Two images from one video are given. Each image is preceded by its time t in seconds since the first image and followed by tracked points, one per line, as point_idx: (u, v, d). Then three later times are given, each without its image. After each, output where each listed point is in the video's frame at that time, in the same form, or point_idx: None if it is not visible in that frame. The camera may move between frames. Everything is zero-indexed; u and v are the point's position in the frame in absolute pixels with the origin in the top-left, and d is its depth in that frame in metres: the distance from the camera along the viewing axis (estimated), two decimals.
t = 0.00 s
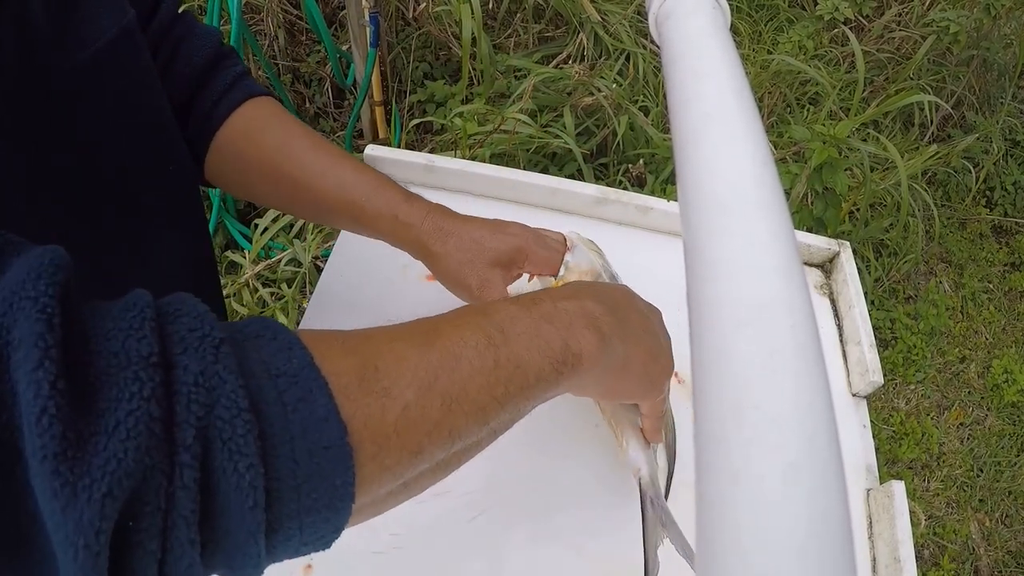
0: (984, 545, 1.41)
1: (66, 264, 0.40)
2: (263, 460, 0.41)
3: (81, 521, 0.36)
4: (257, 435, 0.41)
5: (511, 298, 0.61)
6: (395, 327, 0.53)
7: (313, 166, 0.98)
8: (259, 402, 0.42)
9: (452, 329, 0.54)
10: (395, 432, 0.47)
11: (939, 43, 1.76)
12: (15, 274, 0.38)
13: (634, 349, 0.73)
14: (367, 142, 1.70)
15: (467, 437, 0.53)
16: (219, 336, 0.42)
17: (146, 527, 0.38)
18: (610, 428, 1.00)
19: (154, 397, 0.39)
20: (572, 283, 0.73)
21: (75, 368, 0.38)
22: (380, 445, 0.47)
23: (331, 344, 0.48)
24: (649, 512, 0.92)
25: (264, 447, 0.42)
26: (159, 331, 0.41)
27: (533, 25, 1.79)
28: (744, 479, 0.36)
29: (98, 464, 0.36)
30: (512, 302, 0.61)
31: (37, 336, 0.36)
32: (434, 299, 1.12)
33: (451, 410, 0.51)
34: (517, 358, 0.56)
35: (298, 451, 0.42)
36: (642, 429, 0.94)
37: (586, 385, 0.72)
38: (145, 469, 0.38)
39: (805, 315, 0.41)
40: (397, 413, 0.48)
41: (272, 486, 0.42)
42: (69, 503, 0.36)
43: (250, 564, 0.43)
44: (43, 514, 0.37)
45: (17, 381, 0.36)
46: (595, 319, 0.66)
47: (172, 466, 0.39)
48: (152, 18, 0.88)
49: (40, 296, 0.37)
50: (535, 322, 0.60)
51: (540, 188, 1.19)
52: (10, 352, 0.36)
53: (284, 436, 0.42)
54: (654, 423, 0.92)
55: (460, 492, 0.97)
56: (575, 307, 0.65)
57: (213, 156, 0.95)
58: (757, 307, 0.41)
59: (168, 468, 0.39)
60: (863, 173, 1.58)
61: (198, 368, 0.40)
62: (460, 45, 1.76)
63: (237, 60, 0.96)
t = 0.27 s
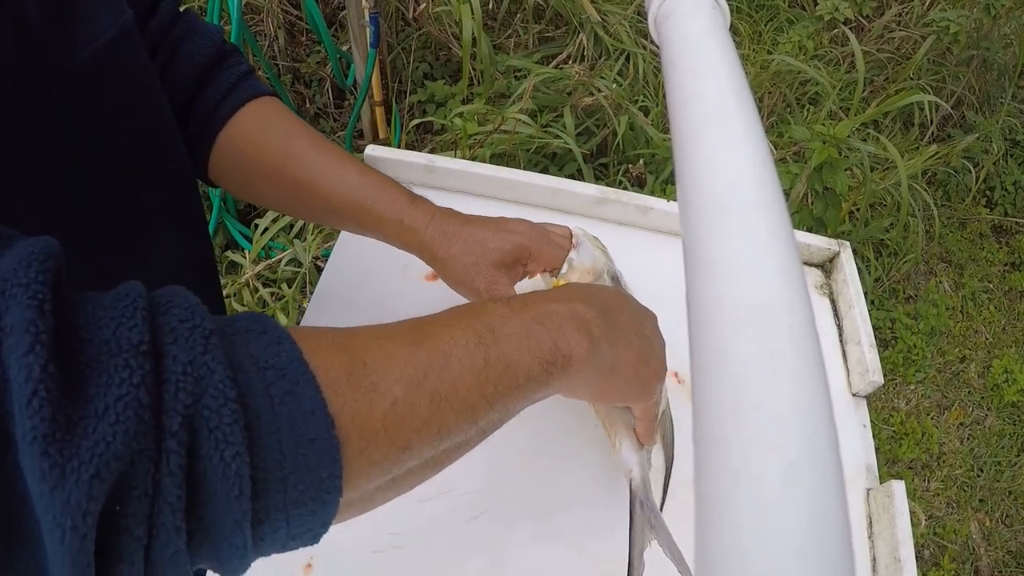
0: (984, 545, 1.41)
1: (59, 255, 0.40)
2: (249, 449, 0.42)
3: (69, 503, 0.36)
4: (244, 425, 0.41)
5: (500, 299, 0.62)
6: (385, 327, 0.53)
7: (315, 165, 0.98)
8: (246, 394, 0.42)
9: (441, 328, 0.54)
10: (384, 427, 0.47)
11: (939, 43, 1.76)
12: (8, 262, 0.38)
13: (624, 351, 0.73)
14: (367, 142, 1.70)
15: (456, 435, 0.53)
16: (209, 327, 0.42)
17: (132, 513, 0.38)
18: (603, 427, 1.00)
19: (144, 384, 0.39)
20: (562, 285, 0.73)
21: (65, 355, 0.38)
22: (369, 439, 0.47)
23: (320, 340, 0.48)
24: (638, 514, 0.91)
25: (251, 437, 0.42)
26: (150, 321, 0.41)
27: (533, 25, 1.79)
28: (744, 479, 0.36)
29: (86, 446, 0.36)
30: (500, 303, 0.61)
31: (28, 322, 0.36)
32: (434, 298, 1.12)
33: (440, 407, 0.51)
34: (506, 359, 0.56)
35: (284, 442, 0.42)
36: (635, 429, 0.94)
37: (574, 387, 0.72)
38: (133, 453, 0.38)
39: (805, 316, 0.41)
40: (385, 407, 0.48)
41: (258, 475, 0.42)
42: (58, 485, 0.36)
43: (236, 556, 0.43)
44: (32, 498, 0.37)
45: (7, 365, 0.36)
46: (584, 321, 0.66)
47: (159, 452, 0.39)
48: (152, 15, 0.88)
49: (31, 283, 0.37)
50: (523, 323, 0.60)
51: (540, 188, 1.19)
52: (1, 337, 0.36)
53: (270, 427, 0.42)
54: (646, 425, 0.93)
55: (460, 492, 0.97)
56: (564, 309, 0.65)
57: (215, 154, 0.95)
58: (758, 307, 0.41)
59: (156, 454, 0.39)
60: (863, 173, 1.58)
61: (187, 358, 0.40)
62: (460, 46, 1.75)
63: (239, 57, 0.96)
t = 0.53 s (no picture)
0: (985, 543, 1.41)
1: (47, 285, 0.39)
2: (239, 490, 0.41)
3: (59, 552, 0.36)
4: (233, 466, 0.41)
5: (490, 322, 0.61)
6: (376, 353, 0.53)
7: (308, 166, 0.98)
8: (235, 433, 0.42)
9: (432, 353, 0.54)
10: (371, 460, 0.48)
11: (939, 42, 1.76)
12: None
13: (617, 366, 0.73)
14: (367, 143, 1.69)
15: (444, 462, 0.54)
16: (197, 365, 0.41)
17: (123, 556, 0.38)
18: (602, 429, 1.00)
19: (132, 428, 0.38)
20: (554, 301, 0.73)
21: (51, 398, 0.38)
22: (358, 473, 0.47)
23: (311, 371, 0.49)
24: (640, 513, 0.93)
25: (240, 477, 0.42)
26: (137, 359, 0.40)
27: (532, 25, 1.79)
28: (745, 481, 0.36)
29: (74, 498, 0.36)
30: (490, 326, 0.61)
31: (13, 368, 0.35)
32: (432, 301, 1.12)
33: (428, 437, 0.51)
34: (496, 383, 0.56)
35: (274, 480, 0.42)
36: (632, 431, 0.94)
37: (564, 406, 0.72)
38: (122, 499, 0.38)
39: (805, 315, 0.41)
40: (374, 441, 0.48)
41: (248, 515, 0.42)
42: (48, 535, 0.36)
43: None
44: (22, 542, 0.37)
45: None
46: (575, 342, 0.65)
47: (149, 495, 0.39)
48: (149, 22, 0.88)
49: (15, 327, 0.36)
50: (514, 344, 0.60)
51: (540, 188, 1.19)
52: None
53: (260, 466, 0.42)
54: (645, 431, 0.93)
55: (461, 492, 0.98)
56: (556, 329, 0.65)
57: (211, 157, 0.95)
58: (757, 307, 0.40)
59: (145, 499, 0.39)
60: (863, 172, 1.58)
61: (175, 400, 0.40)
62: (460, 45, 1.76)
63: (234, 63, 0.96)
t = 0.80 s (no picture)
0: (984, 545, 1.41)
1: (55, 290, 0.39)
2: (260, 492, 0.41)
3: (81, 562, 0.35)
4: (254, 469, 0.41)
5: (494, 321, 0.62)
6: (383, 353, 0.53)
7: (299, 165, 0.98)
8: (253, 435, 0.42)
9: (440, 352, 0.55)
10: (387, 460, 0.48)
11: (940, 43, 1.76)
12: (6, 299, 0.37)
13: (619, 361, 0.73)
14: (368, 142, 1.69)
15: (457, 461, 0.54)
16: (212, 368, 0.41)
17: (146, 565, 0.38)
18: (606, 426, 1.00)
19: (150, 433, 0.38)
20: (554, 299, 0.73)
21: (67, 407, 0.37)
22: (374, 473, 0.47)
23: (321, 372, 0.48)
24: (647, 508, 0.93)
25: (260, 479, 0.41)
26: (152, 364, 0.40)
27: (533, 25, 1.79)
28: (745, 481, 0.36)
29: (94, 505, 0.36)
30: (494, 325, 0.61)
31: (27, 375, 0.35)
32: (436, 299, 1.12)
33: (442, 434, 0.51)
34: (504, 380, 0.57)
35: (292, 482, 0.42)
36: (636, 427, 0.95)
37: (570, 402, 0.73)
38: (143, 506, 0.37)
39: (804, 315, 0.41)
40: (389, 439, 0.48)
41: (268, 518, 0.42)
42: (69, 545, 0.35)
43: None
44: (42, 555, 0.36)
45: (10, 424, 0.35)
46: (579, 337, 0.66)
47: (171, 502, 0.38)
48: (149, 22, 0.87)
49: (26, 333, 0.36)
50: (519, 343, 0.61)
51: (540, 188, 1.19)
52: None
53: (279, 468, 0.42)
54: (648, 426, 0.94)
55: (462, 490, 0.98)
56: (559, 326, 0.65)
57: (206, 159, 0.95)
58: (757, 308, 0.41)
59: (167, 505, 0.38)
60: (863, 173, 1.58)
61: (193, 403, 0.40)
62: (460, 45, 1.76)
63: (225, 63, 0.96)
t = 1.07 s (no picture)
0: (984, 545, 1.41)
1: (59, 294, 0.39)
2: (270, 483, 0.41)
3: (94, 556, 0.35)
4: (264, 459, 0.40)
5: (492, 312, 0.62)
6: (384, 345, 0.53)
7: (305, 160, 0.97)
8: (262, 426, 0.42)
9: (440, 343, 0.55)
10: (394, 448, 0.48)
11: (940, 43, 1.76)
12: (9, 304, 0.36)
13: (615, 352, 0.73)
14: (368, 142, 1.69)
15: (459, 451, 0.54)
16: (219, 362, 0.41)
17: (158, 559, 0.38)
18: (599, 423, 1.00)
19: (160, 426, 0.38)
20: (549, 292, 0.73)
21: (75, 404, 0.37)
22: (381, 462, 0.47)
23: (326, 365, 0.48)
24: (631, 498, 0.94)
25: (270, 470, 0.41)
26: (159, 360, 0.40)
27: (533, 25, 1.79)
28: (746, 480, 0.36)
29: (105, 500, 0.35)
30: (493, 316, 0.61)
31: (35, 371, 0.35)
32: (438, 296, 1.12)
33: (446, 423, 0.51)
34: (504, 368, 0.57)
35: (303, 472, 0.42)
36: (631, 421, 0.94)
37: (566, 393, 0.73)
38: (156, 499, 0.37)
39: (804, 314, 0.41)
40: (395, 428, 0.48)
41: (279, 508, 0.41)
42: (82, 539, 0.35)
43: None
44: (53, 551, 0.36)
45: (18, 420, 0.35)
46: (576, 326, 0.66)
47: (183, 494, 0.38)
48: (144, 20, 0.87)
49: (33, 329, 0.36)
50: (518, 332, 0.61)
51: (540, 188, 1.19)
52: (6, 390, 0.35)
53: (288, 458, 0.42)
54: (642, 418, 0.93)
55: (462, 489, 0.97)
56: (556, 316, 0.66)
57: (206, 153, 0.94)
58: (758, 308, 0.40)
59: (179, 497, 0.38)
60: (863, 173, 1.58)
61: (202, 395, 0.39)
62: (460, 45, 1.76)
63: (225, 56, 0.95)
